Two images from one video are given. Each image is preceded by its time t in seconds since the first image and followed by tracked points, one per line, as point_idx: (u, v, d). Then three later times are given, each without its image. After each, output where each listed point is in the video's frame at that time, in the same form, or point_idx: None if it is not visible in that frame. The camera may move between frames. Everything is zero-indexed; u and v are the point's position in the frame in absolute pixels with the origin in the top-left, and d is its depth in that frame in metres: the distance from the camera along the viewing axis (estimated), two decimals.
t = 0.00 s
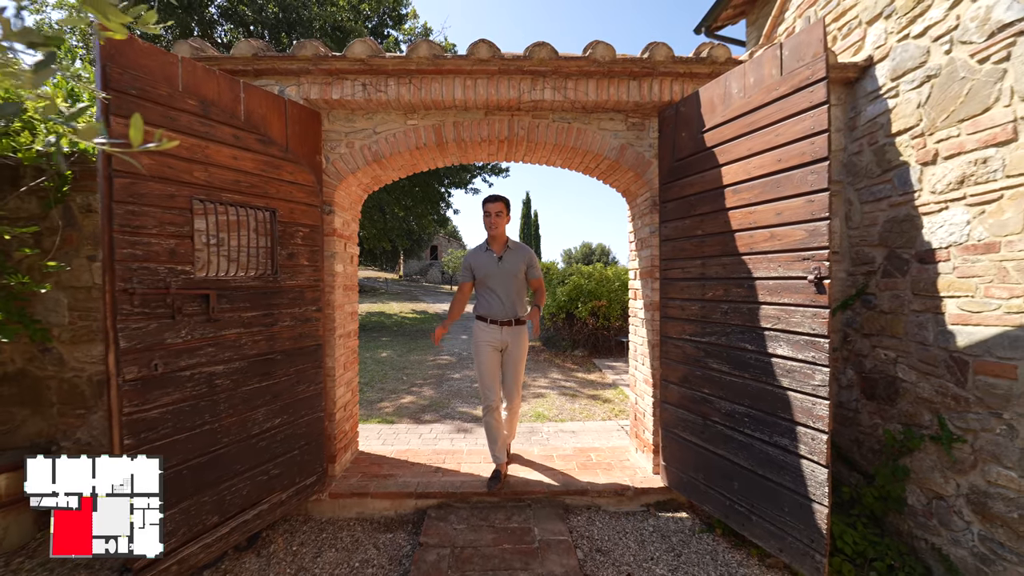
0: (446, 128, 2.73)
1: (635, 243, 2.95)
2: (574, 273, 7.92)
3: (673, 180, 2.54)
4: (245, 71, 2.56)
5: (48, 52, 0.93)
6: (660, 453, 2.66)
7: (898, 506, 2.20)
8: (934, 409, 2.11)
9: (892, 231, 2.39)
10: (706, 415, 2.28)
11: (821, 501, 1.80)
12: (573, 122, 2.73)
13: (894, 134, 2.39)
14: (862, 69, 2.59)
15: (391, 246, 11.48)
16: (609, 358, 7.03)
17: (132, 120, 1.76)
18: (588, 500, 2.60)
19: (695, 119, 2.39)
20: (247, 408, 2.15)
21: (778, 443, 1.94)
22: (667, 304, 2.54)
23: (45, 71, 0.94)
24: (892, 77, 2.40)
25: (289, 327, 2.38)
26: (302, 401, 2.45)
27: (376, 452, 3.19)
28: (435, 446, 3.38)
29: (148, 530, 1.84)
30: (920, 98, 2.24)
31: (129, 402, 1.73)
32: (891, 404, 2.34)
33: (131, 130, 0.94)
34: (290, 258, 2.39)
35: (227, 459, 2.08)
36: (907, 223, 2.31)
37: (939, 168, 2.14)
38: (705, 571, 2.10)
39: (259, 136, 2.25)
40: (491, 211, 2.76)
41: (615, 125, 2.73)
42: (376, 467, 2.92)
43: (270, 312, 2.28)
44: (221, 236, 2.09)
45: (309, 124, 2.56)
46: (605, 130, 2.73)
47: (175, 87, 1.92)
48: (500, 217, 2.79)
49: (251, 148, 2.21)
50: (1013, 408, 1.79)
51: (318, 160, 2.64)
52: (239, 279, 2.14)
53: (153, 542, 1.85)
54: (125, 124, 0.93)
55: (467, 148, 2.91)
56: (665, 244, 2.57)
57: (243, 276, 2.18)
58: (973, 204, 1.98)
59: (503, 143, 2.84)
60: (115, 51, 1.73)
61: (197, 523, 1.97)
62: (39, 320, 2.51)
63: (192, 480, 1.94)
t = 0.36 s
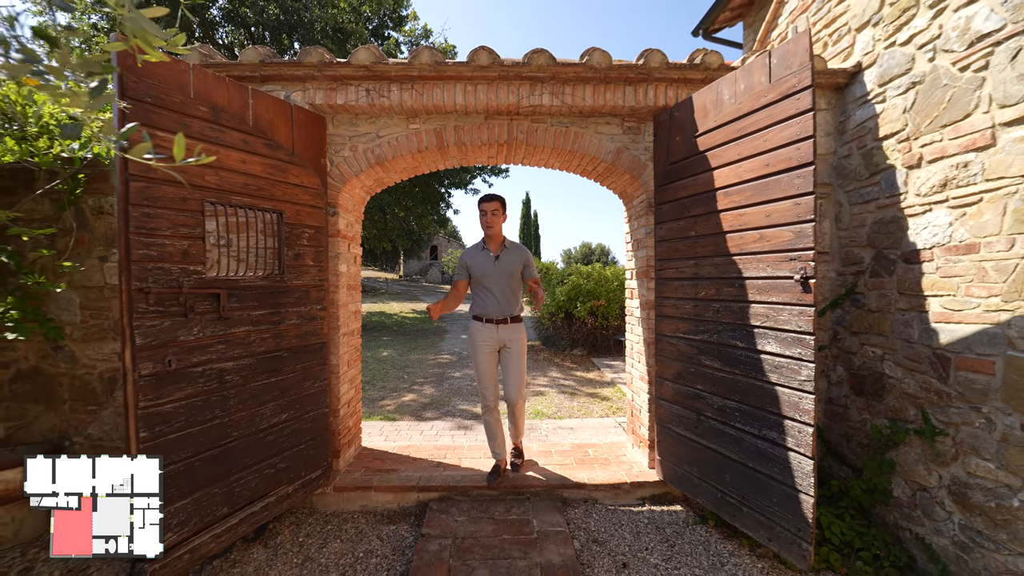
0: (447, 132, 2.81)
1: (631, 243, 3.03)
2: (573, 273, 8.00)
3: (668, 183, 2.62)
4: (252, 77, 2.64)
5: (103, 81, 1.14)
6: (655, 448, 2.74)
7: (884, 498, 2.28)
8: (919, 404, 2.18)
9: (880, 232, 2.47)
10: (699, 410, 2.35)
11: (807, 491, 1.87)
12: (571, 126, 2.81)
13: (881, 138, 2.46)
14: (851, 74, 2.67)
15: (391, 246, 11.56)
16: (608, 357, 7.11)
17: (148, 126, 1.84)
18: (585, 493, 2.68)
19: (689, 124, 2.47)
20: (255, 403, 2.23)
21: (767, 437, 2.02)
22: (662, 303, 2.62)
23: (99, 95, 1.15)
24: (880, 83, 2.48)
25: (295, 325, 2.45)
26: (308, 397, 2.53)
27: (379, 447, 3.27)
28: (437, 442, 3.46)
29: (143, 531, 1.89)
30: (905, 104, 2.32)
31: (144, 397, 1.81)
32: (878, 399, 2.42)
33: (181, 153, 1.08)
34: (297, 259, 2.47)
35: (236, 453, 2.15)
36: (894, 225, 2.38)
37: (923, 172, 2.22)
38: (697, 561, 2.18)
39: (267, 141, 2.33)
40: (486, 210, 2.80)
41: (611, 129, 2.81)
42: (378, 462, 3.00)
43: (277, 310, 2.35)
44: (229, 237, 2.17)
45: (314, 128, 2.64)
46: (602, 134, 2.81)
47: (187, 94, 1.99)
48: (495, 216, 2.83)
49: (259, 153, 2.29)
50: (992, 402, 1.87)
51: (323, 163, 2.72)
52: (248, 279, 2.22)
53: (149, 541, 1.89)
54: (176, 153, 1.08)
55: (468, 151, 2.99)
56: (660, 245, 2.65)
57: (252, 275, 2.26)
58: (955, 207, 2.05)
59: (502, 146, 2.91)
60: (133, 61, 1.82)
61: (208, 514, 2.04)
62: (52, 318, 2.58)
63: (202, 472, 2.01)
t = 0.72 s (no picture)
0: (449, 136, 2.89)
1: (628, 244, 3.11)
2: (572, 273, 8.09)
3: (662, 185, 2.71)
4: (260, 83, 2.72)
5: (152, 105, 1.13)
6: (650, 442, 2.82)
7: (871, 490, 2.36)
8: (903, 399, 2.27)
9: (867, 233, 2.56)
10: (692, 405, 2.44)
11: (794, 481, 1.95)
12: (569, 130, 2.89)
13: (869, 142, 2.55)
14: (841, 80, 2.76)
15: (392, 246, 11.65)
16: (607, 356, 7.20)
17: (164, 132, 1.92)
18: (583, 486, 2.77)
19: (683, 129, 2.55)
20: (265, 397, 2.32)
21: (756, 429, 2.10)
22: (657, 302, 2.70)
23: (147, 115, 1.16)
24: (868, 88, 2.57)
25: (302, 323, 2.54)
26: (314, 392, 2.62)
27: (382, 443, 3.36)
28: (438, 437, 3.55)
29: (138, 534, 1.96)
30: (892, 110, 2.40)
31: (161, 390, 1.89)
32: (866, 394, 2.50)
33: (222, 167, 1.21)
34: (304, 259, 2.55)
35: (246, 446, 2.23)
36: (880, 226, 2.46)
37: (908, 175, 2.30)
38: (690, 549, 2.26)
39: (276, 145, 2.42)
40: (482, 212, 2.83)
41: (608, 133, 2.89)
42: (382, 456, 3.09)
43: (286, 308, 2.44)
44: (240, 239, 2.25)
45: (320, 132, 2.72)
46: (599, 137, 2.89)
47: (201, 100, 2.07)
48: (493, 217, 2.85)
49: (268, 157, 2.37)
50: (970, 396, 1.95)
51: (329, 166, 2.80)
52: (258, 278, 2.30)
53: (145, 544, 1.97)
54: (215, 166, 1.20)
55: (469, 154, 3.08)
56: (655, 245, 2.73)
57: (261, 275, 2.34)
58: (937, 209, 2.14)
59: (502, 149, 3.00)
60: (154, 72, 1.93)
61: (221, 504, 2.13)
62: (67, 316, 2.65)
63: (215, 464, 2.09)
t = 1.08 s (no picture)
0: (451, 139, 2.99)
1: (624, 244, 3.21)
2: (571, 273, 8.18)
3: (657, 187, 2.80)
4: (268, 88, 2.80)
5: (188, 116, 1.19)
6: (646, 436, 2.92)
7: (857, 480, 2.46)
8: (888, 393, 2.36)
9: (855, 234, 2.65)
10: (686, 399, 2.53)
11: (781, 470, 2.05)
12: (567, 133, 2.99)
13: (857, 145, 2.64)
14: (830, 85, 2.85)
15: (393, 246, 11.74)
16: (605, 355, 7.30)
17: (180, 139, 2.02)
18: (580, 478, 2.86)
19: (677, 133, 2.64)
20: (274, 391, 2.41)
21: (746, 422, 2.20)
22: (652, 300, 2.80)
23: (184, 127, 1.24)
24: (855, 94, 2.66)
25: (310, 320, 2.63)
26: (321, 387, 2.71)
27: (386, 437, 3.45)
28: (440, 433, 3.64)
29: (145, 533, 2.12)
30: (878, 114, 2.49)
31: (177, 383, 1.98)
32: (853, 389, 2.59)
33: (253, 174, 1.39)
34: (311, 258, 2.65)
35: (257, 437, 2.33)
36: (867, 227, 2.55)
37: (893, 178, 2.39)
38: (683, 537, 2.36)
39: (284, 149, 2.51)
40: (480, 214, 2.91)
41: (605, 136, 2.98)
42: (385, 450, 3.18)
43: (294, 306, 2.53)
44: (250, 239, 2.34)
45: (326, 136, 2.81)
46: (596, 141, 2.98)
47: (214, 107, 2.17)
48: (490, 220, 2.94)
49: (278, 160, 2.46)
50: (949, 389, 2.04)
51: (335, 168, 2.90)
52: (268, 277, 2.40)
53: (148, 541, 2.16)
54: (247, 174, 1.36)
55: (470, 156, 3.17)
56: (651, 245, 2.82)
57: (271, 274, 2.43)
58: (920, 211, 2.23)
59: (503, 152, 3.09)
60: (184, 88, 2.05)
61: (233, 493, 2.22)
62: (81, 314, 2.74)
63: (227, 454, 2.19)
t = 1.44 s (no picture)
0: (452, 144, 3.08)
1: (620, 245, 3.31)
2: (569, 273, 8.28)
3: (651, 190, 2.90)
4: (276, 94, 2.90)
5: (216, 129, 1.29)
6: (641, 431, 3.01)
7: (842, 472, 2.56)
8: (872, 388, 2.46)
9: (841, 235, 2.75)
10: (678, 394, 2.63)
11: (768, 461, 2.14)
12: (564, 138, 3.08)
13: (843, 150, 2.73)
14: (818, 91, 2.95)
15: (394, 246, 11.84)
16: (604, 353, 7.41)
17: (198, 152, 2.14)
18: (577, 471, 2.96)
19: (670, 138, 2.74)
20: (282, 386, 2.51)
21: (735, 415, 2.29)
22: (646, 299, 2.90)
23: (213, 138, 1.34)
24: (842, 100, 2.75)
25: (316, 318, 2.73)
26: (326, 383, 2.80)
27: (388, 433, 3.55)
28: (441, 428, 3.74)
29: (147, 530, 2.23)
30: (862, 120, 2.59)
31: (191, 378, 2.08)
32: (839, 385, 2.69)
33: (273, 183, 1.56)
34: (318, 259, 2.74)
35: (266, 431, 2.42)
36: (853, 229, 2.65)
37: (877, 181, 2.49)
38: (675, 527, 2.46)
39: (292, 154, 2.61)
40: (482, 215, 3.00)
41: (601, 141, 3.08)
42: (388, 445, 3.28)
43: (301, 305, 2.63)
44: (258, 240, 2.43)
45: (332, 140, 2.91)
46: (593, 145, 3.08)
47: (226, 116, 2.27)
48: (492, 219, 3.03)
49: (286, 164, 2.56)
50: (928, 383, 2.14)
51: (340, 172, 2.99)
52: (276, 277, 2.49)
53: (152, 540, 2.25)
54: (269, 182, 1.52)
55: (470, 160, 3.27)
56: (645, 246, 2.92)
57: (280, 274, 2.54)
58: (902, 214, 2.33)
59: (502, 156, 3.19)
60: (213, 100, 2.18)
61: (242, 484, 2.31)
62: (94, 313, 2.83)
63: (238, 447, 2.28)
